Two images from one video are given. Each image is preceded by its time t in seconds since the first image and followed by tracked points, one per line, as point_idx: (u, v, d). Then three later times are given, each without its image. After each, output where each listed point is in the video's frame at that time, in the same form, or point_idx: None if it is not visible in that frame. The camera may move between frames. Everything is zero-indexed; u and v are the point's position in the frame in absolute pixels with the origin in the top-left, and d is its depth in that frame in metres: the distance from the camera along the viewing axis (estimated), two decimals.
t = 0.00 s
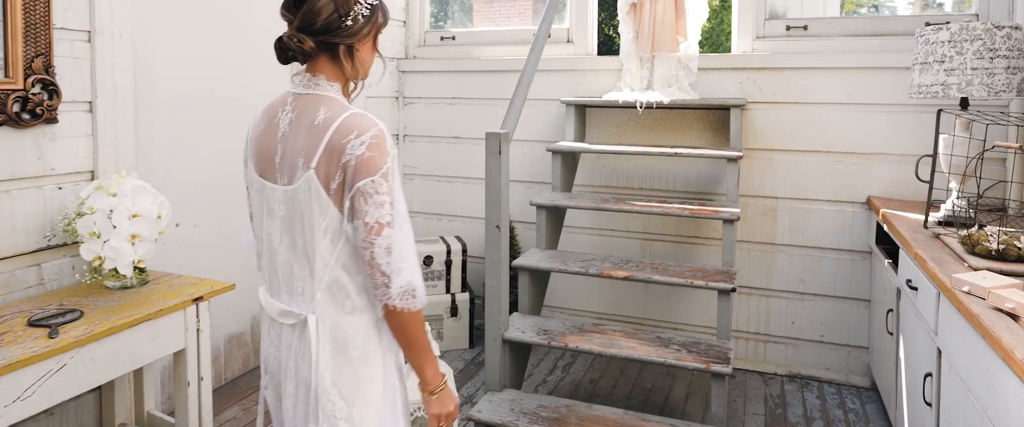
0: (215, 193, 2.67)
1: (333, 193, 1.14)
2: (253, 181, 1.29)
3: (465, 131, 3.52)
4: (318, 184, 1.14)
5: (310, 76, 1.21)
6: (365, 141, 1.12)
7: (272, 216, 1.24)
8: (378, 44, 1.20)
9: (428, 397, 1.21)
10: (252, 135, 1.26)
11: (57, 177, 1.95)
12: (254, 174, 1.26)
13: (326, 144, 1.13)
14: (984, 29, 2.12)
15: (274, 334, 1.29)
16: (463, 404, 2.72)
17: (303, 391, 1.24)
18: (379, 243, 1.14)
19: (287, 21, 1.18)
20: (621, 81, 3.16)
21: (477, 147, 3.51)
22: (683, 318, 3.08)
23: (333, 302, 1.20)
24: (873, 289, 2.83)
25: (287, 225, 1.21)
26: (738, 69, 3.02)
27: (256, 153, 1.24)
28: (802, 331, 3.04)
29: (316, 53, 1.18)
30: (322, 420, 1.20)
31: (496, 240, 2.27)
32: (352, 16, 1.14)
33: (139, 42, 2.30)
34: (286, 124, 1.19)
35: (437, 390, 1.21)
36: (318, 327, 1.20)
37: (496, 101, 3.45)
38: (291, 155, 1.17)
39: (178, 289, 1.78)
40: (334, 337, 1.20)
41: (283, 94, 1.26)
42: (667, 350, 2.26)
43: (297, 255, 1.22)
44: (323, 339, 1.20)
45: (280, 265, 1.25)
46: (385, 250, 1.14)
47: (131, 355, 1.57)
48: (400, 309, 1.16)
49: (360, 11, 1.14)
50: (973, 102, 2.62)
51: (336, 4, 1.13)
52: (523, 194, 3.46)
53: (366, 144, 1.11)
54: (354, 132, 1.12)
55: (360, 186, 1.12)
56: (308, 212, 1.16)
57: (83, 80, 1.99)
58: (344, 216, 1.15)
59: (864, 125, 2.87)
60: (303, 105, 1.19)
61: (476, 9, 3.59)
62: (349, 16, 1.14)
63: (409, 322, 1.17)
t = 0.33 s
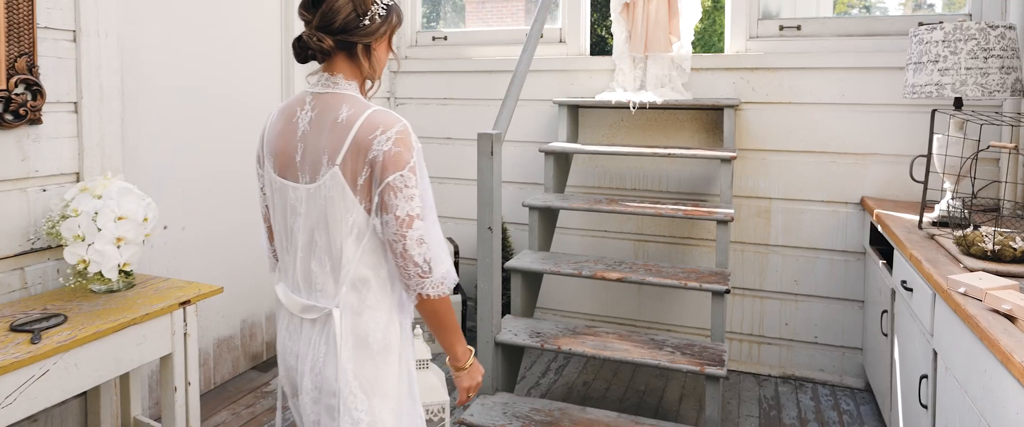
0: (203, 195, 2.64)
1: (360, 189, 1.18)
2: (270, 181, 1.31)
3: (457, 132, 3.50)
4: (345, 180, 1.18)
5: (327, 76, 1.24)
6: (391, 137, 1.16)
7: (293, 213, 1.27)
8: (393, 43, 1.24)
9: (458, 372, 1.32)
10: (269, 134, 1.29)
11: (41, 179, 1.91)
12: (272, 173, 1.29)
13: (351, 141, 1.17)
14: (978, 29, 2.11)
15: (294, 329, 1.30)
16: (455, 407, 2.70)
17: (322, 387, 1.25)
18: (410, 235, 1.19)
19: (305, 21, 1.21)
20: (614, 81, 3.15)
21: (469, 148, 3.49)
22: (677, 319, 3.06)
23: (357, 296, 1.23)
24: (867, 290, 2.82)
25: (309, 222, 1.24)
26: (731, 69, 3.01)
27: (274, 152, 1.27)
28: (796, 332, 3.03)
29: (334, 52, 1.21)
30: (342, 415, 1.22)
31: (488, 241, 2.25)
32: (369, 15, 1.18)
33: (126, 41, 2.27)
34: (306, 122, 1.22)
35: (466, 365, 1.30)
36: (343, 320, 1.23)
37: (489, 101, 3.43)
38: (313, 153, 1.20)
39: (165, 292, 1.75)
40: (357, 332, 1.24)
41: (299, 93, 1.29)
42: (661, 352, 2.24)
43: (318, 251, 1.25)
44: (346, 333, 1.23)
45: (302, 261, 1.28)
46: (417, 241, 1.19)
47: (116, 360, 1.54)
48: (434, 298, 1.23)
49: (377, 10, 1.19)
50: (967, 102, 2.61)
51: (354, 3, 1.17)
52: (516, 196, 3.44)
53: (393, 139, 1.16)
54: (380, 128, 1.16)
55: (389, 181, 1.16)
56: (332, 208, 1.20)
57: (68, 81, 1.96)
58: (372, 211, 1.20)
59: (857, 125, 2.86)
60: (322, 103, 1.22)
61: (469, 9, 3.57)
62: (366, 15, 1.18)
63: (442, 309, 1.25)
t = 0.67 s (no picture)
0: (194, 197, 2.61)
1: (377, 194, 1.25)
2: (290, 185, 1.37)
3: (451, 133, 3.48)
4: (362, 185, 1.24)
5: (345, 81, 1.30)
6: (408, 143, 1.22)
7: (313, 216, 1.33)
8: (408, 47, 1.31)
9: (472, 362, 1.40)
10: (289, 138, 1.35)
11: (27, 181, 1.88)
12: (291, 177, 1.35)
13: (369, 146, 1.23)
14: (974, 29, 2.10)
15: (316, 331, 1.38)
16: (450, 411, 2.67)
17: (343, 388, 1.33)
18: (427, 238, 1.25)
19: (323, 27, 1.27)
20: (609, 82, 3.13)
21: (463, 149, 3.46)
22: (673, 321, 3.04)
23: (375, 298, 1.30)
24: (863, 291, 2.81)
25: (330, 225, 1.31)
26: (726, 69, 2.99)
27: (294, 156, 1.33)
28: (793, 334, 3.02)
29: (352, 56, 1.28)
30: (364, 415, 1.30)
31: (483, 243, 2.22)
32: (386, 21, 1.25)
33: (115, 42, 2.24)
34: (324, 128, 1.28)
35: (480, 356, 1.39)
36: (363, 321, 1.30)
37: (483, 102, 3.41)
38: (333, 159, 1.26)
39: (154, 296, 1.73)
40: (378, 333, 1.31)
41: (316, 98, 1.35)
42: (658, 355, 2.22)
43: (339, 254, 1.32)
44: (367, 335, 1.31)
45: (324, 264, 1.35)
46: (433, 244, 1.26)
47: (103, 366, 1.51)
48: (447, 298, 1.30)
49: (393, 16, 1.25)
50: (964, 102, 2.60)
51: (372, 9, 1.23)
52: (510, 197, 3.42)
53: (409, 145, 1.22)
54: (397, 134, 1.23)
55: (406, 186, 1.23)
56: (352, 212, 1.26)
57: (55, 81, 1.93)
58: (389, 214, 1.27)
59: (854, 126, 2.85)
60: (340, 109, 1.28)
61: (463, 9, 3.54)
62: (383, 21, 1.25)
63: (458, 306, 1.32)
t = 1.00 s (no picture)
0: (185, 200, 2.58)
1: (393, 199, 1.27)
2: (312, 188, 1.40)
3: (446, 135, 3.45)
4: (379, 190, 1.27)
5: (363, 89, 1.33)
6: (422, 150, 1.24)
7: (334, 219, 1.36)
8: (423, 53, 1.33)
9: (475, 371, 1.40)
10: (311, 143, 1.38)
11: (13, 185, 1.85)
12: (313, 181, 1.38)
13: (385, 153, 1.25)
14: (972, 30, 2.08)
15: (337, 333, 1.40)
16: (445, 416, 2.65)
17: (366, 387, 1.35)
18: (434, 243, 1.27)
19: (339, 38, 1.29)
20: (605, 83, 3.11)
21: (458, 151, 3.44)
22: (669, 324, 3.02)
23: (394, 299, 1.33)
24: (861, 293, 2.79)
25: (350, 228, 1.34)
26: (722, 70, 2.97)
27: (315, 162, 1.36)
28: (790, 337, 3.00)
29: (369, 66, 1.30)
30: (386, 414, 1.32)
31: (477, 247, 2.19)
32: (401, 30, 1.27)
33: (104, 43, 2.21)
34: (343, 134, 1.31)
35: (483, 365, 1.38)
36: (383, 323, 1.33)
37: (478, 104, 3.38)
38: (352, 164, 1.29)
39: (143, 302, 1.70)
40: (398, 334, 1.34)
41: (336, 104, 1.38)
42: (654, 359, 2.19)
43: (360, 258, 1.34)
44: (387, 336, 1.33)
45: (345, 268, 1.37)
46: (441, 250, 1.28)
47: (89, 374, 1.49)
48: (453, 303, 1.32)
49: (407, 25, 1.28)
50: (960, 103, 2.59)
51: (386, 19, 1.26)
52: (506, 199, 3.40)
53: (423, 152, 1.24)
54: (411, 142, 1.25)
55: (418, 191, 1.24)
56: (370, 217, 1.29)
57: (42, 83, 1.90)
58: (401, 219, 1.29)
59: (850, 127, 2.83)
60: (358, 115, 1.30)
61: (458, 11, 3.52)
62: (398, 30, 1.27)
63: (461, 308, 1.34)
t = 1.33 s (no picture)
0: (175, 205, 2.55)
1: (412, 190, 1.29)
2: (333, 184, 1.43)
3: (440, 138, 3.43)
4: (399, 182, 1.29)
5: (381, 88, 1.34)
6: (440, 143, 1.26)
7: (354, 213, 1.38)
8: (437, 51, 1.34)
9: (473, 380, 1.39)
10: (332, 141, 1.41)
11: None
12: (335, 178, 1.41)
13: (406, 146, 1.28)
14: (969, 32, 2.07)
15: (360, 323, 1.43)
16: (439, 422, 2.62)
17: (391, 372, 1.38)
18: (445, 233, 1.28)
19: (356, 43, 1.30)
20: (600, 86, 3.09)
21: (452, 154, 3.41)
22: (665, 328, 3.00)
23: (416, 288, 1.36)
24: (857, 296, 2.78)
25: (371, 222, 1.36)
26: (718, 73, 2.96)
27: (338, 159, 1.39)
28: (786, 341, 2.98)
29: (386, 69, 1.31)
30: (410, 398, 1.34)
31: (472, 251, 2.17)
32: (414, 31, 1.28)
33: (92, 45, 2.18)
34: (364, 132, 1.34)
35: (482, 373, 1.38)
36: (406, 312, 1.35)
37: (473, 106, 3.36)
38: (373, 159, 1.31)
39: (131, 309, 1.67)
40: (420, 324, 1.37)
41: (355, 103, 1.41)
42: (650, 365, 2.17)
43: (382, 250, 1.36)
44: (410, 324, 1.35)
45: (366, 260, 1.39)
46: (451, 240, 1.29)
47: (74, 383, 1.46)
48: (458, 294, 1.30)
49: (420, 25, 1.28)
50: (957, 106, 2.58)
51: (400, 22, 1.26)
52: (500, 203, 3.37)
53: (441, 146, 1.26)
54: (430, 136, 1.27)
55: (434, 182, 1.26)
56: (391, 209, 1.31)
57: (28, 86, 1.87)
58: (418, 208, 1.30)
59: (847, 130, 2.82)
60: (378, 113, 1.33)
61: (452, 13, 3.50)
62: (411, 32, 1.27)
63: (465, 306, 1.32)
